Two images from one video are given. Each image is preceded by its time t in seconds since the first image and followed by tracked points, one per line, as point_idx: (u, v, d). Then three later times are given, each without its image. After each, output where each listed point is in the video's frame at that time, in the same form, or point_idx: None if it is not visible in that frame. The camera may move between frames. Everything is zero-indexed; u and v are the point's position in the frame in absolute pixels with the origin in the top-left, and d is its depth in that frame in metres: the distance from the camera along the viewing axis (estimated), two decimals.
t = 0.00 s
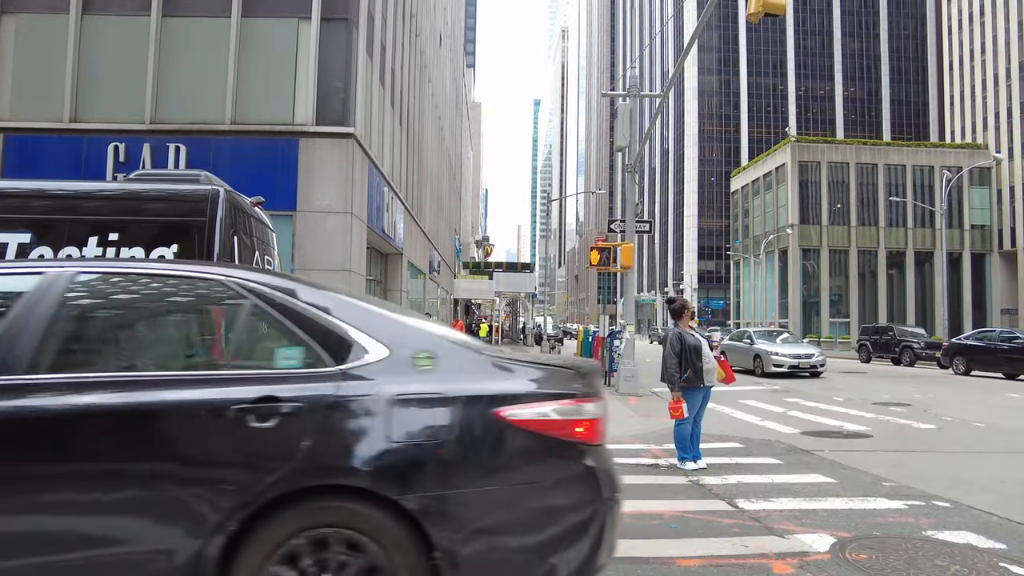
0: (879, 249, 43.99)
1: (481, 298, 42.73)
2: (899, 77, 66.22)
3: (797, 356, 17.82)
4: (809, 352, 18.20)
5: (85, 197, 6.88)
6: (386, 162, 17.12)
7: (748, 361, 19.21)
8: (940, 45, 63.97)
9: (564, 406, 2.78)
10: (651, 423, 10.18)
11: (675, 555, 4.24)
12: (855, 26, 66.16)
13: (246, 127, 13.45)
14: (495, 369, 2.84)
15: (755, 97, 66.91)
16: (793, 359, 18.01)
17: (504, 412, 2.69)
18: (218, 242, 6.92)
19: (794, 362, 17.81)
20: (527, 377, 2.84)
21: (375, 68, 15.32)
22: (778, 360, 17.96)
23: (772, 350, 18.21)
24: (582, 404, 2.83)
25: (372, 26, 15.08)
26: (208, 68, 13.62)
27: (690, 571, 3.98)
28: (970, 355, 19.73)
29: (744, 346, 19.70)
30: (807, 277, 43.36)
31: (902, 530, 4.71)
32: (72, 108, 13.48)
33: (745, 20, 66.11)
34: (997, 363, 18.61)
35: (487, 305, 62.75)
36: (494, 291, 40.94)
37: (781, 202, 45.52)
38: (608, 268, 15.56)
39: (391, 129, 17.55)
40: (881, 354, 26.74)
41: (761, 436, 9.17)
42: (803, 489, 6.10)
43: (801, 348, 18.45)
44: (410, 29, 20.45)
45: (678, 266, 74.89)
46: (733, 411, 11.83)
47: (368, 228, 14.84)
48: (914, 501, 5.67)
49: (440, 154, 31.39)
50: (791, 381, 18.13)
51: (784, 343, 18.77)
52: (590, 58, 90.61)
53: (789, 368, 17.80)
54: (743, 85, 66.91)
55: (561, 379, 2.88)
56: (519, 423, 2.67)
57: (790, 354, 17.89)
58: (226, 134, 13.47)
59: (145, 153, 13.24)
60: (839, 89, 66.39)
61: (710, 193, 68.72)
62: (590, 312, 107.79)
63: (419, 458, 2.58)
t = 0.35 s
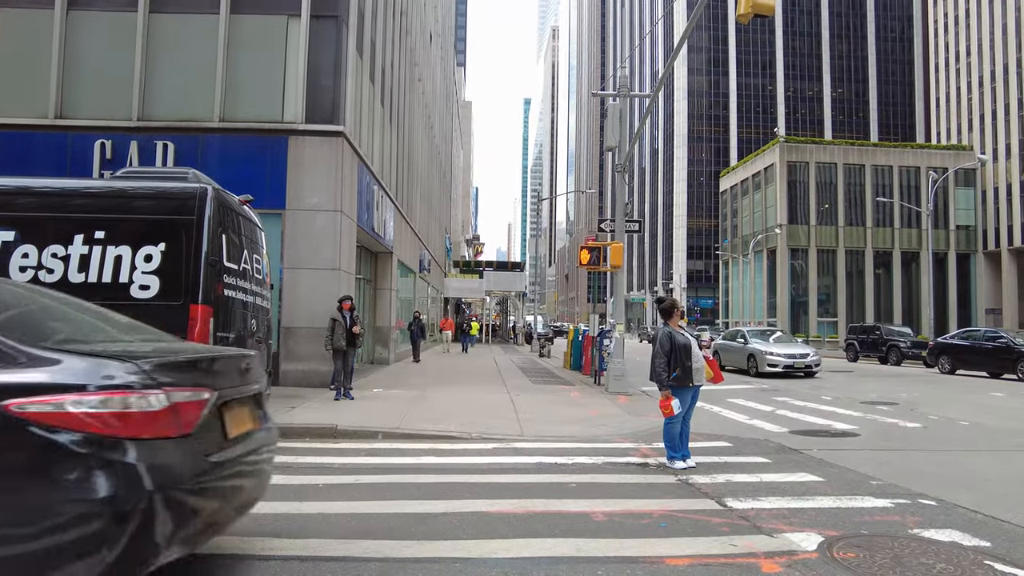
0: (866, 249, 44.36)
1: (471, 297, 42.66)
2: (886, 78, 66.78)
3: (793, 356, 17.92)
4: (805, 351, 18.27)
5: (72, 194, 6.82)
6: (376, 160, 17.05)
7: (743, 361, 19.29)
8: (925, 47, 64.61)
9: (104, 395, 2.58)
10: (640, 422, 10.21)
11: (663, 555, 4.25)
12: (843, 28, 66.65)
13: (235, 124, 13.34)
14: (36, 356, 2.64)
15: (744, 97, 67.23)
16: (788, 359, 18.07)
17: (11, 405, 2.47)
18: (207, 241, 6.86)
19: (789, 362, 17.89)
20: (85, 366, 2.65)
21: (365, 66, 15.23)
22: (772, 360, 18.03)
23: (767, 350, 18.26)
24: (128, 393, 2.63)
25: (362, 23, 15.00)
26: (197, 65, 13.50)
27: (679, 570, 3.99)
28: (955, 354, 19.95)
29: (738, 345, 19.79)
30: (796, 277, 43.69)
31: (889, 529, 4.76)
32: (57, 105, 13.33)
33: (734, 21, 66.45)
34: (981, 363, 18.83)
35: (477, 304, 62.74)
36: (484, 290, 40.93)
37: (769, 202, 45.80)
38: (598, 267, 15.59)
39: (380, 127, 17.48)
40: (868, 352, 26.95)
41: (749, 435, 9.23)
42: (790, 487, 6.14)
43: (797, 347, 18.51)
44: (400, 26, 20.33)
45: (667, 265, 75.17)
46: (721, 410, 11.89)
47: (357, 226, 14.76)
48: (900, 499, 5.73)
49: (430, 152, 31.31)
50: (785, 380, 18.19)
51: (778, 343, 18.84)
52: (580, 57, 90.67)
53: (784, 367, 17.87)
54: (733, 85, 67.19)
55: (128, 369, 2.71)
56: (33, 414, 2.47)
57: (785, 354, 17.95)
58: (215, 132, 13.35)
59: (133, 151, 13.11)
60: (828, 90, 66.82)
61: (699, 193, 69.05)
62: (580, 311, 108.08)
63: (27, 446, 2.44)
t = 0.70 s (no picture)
0: (861, 249, 44.46)
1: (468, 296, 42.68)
2: (882, 79, 66.89)
3: (794, 356, 17.95)
4: (806, 352, 18.28)
5: (65, 193, 6.82)
6: (372, 159, 17.03)
7: (743, 361, 19.32)
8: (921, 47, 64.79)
9: None
10: (637, 422, 10.23)
11: (659, 556, 4.26)
12: (839, 28, 66.79)
13: (231, 124, 13.30)
14: None
15: (742, 96, 67.30)
16: (789, 359, 18.08)
17: None
18: (201, 241, 6.83)
19: (790, 362, 17.91)
20: None
21: (361, 64, 15.18)
22: (773, 360, 18.06)
23: (768, 350, 18.26)
24: None
25: (358, 22, 14.97)
26: (193, 63, 13.46)
27: (674, 572, 4.00)
28: (950, 354, 20.03)
29: (738, 345, 19.82)
30: (792, 276, 43.83)
31: (881, 530, 4.78)
32: (52, 103, 13.29)
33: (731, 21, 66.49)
34: (975, 362, 18.91)
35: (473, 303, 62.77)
36: (481, 289, 40.95)
37: (765, 202, 45.93)
38: (595, 267, 15.60)
39: (377, 126, 17.48)
40: (863, 352, 27.04)
41: (745, 435, 9.24)
42: (786, 488, 6.16)
43: (797, 347, 18.52)
44: (396, 25, 20.28)
45: (663, 265, 75.30)
46: (718, 410, 11.92)
47: (353, 226, 14.73)
48: (894, 500, 5.76)
49: (426, 151, 31.35)
50: (785, 381, 18.21)
51: (778, 343, 18.85)
52: (577, 57, 90.66)
53: (785, 368, 17.90)
54: (730, 85, 67.20)
55: None
56: None
57: (786, 354, 17.97)
58: (211, 131, 13.32)
59: (128, 150, 13.07)
60: (824, 90, 66.92)
61: (695, 192, 69.16)
62: (576, 310, 108.20)
63: None
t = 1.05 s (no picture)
0: (860, 249, 44.51)
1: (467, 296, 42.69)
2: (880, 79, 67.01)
3: (796, 356, 17.94)
4: (808, 352, 18.27)
5: (65, 192, 6.81)
6: (372, 158, 17.05)
7: (745, 361, 19.32)
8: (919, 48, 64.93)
9: None
10: (637, 421, 10.22)
11: (661, 555, 4.27)
12: (837, 28, 66.92)
13: (230, 123, 13.29)
14: None
15: (740, 97, 67.35)
16: (791, 359, 18.08)
17: None
18: (201, 240, 6.82)
19: (792, 362, 17.89)
20: None
21: (360, 63, 15.16)
22: (775, 360, 18.05)
23: (770, 350, 18.26)
24: None
25: (358, 21, 14.97)
26: (193, 62, 13.44)
27: (676, 570, 4.00)
28: (948, 353, 20.07)
29: (740, 345, 19.81)
30: (790, 276, 43.94)
31: (883, 530, 4.78)
32: (51, 102, 13.26)
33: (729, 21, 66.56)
34: (975, 362, 18.93)
35: (472, 302, 62.80)
36: (480, 289, 40.94)
37: (763, 202, 46.05)
38: (594, 267, 15.58)
39: (376, 125, 17.51)
40: (862, 352, 27.06)
41: (746, 434, 9.25)
42: (787, 487, 6.16)
43: (798, 347, 18.51)
44: (396, 24, 20.25)
45: (662, 264, 75.31)
46: (718, 409, 11.92)
47: (352, 225, 14.71)
48: (894, 499, 5.77)
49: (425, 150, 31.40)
50: (787, 381, 18.20)
51: (779, 343, 18.85)
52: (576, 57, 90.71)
53: (787, 368, 17.89)
54: (728, 85, 67.28)
55: None
56: None
57: (788, 354, 17.96)
58: (210, 130, 13.30)
59: (127, 149, 13.06)
60: (823, 90, 67.01)
61: (694, 192, 69.20)
62: (574, 310, 108.16)
63: None
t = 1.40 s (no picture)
0: (859, 249, 44.52)
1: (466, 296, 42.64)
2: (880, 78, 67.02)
3: (799, 356, 17.90)
4: (810, 352, 18.24)
5: (65, 191, 6.80)
6: (372, 158, 17.05)
7: (746, 361, 19.32)
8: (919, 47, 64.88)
9: None
10: (637, 420, 10.22)
11: (661, 554, 4.27)
12: (837, 28, 66.92)
13: (230, 122, 13.28)
14: None
15: (740, 97, 67.32)
16: (793, 359, 18.04)
17: None
18: (202, 239, 6.81)
19: (794, 362, 17.86)
20: None
21: (360, 63, 15.15)
22: (777, 360, 18.04)
23: (772, 350, 18.24)
24: None
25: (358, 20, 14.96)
26: (193, 61, 13.43)
27: (677, 570, 4.00)
28: (948, 353, 20.06)
29: (742, 344, 19.80)
30: (790, 276, 43.94)
31: (883, 529, 4.79)
32: (51, 101, 13.25)
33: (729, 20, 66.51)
34: (975, 361, 18.92)
35: (471, 301, 62.85)
36: (480, 288, 40.96)
37: (763, 202, 46.10)
38: (594, 266, 15.55)
39: (377, 124, 17.53)
40: (862, 351, 27.08)
41: (745, 434, 9.26)
42: (786, 486, 6.16)
43: (800, 347, 18.50)
44: (396, 23, 20.24)
45: (662, 264, 75.27)
46: (717, 408, 11.93)
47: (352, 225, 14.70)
48: (895, 498, 5.77)
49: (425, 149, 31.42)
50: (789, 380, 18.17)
51: (780, 343, 18.84)
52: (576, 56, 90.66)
53: (789, 368, 17.87)
54: (728, 85, 67.25)
55: None
56: None
57: (791, 354, 17.93)
58: (210, 129, 13.29)
59: (126, 148, 13.05)
60: (823, 89, 66.99)
61: (693, 192, 69.15)
62: (574, 309, 108.11)
63: None
